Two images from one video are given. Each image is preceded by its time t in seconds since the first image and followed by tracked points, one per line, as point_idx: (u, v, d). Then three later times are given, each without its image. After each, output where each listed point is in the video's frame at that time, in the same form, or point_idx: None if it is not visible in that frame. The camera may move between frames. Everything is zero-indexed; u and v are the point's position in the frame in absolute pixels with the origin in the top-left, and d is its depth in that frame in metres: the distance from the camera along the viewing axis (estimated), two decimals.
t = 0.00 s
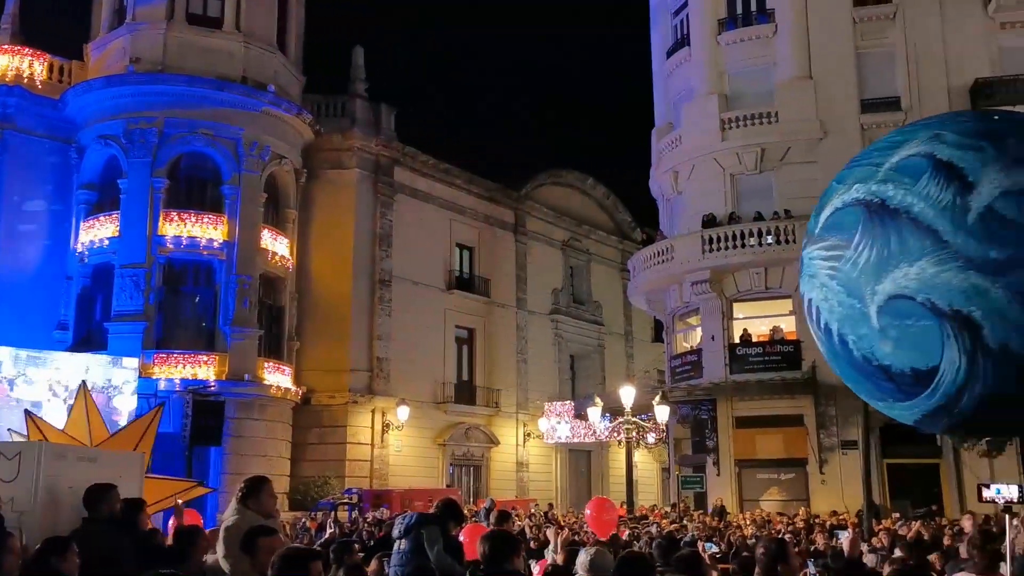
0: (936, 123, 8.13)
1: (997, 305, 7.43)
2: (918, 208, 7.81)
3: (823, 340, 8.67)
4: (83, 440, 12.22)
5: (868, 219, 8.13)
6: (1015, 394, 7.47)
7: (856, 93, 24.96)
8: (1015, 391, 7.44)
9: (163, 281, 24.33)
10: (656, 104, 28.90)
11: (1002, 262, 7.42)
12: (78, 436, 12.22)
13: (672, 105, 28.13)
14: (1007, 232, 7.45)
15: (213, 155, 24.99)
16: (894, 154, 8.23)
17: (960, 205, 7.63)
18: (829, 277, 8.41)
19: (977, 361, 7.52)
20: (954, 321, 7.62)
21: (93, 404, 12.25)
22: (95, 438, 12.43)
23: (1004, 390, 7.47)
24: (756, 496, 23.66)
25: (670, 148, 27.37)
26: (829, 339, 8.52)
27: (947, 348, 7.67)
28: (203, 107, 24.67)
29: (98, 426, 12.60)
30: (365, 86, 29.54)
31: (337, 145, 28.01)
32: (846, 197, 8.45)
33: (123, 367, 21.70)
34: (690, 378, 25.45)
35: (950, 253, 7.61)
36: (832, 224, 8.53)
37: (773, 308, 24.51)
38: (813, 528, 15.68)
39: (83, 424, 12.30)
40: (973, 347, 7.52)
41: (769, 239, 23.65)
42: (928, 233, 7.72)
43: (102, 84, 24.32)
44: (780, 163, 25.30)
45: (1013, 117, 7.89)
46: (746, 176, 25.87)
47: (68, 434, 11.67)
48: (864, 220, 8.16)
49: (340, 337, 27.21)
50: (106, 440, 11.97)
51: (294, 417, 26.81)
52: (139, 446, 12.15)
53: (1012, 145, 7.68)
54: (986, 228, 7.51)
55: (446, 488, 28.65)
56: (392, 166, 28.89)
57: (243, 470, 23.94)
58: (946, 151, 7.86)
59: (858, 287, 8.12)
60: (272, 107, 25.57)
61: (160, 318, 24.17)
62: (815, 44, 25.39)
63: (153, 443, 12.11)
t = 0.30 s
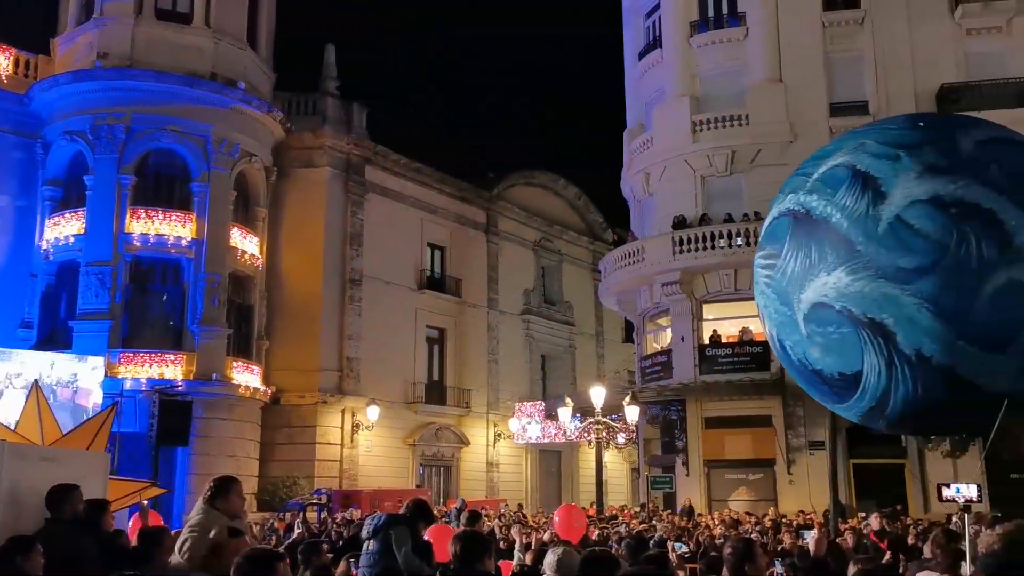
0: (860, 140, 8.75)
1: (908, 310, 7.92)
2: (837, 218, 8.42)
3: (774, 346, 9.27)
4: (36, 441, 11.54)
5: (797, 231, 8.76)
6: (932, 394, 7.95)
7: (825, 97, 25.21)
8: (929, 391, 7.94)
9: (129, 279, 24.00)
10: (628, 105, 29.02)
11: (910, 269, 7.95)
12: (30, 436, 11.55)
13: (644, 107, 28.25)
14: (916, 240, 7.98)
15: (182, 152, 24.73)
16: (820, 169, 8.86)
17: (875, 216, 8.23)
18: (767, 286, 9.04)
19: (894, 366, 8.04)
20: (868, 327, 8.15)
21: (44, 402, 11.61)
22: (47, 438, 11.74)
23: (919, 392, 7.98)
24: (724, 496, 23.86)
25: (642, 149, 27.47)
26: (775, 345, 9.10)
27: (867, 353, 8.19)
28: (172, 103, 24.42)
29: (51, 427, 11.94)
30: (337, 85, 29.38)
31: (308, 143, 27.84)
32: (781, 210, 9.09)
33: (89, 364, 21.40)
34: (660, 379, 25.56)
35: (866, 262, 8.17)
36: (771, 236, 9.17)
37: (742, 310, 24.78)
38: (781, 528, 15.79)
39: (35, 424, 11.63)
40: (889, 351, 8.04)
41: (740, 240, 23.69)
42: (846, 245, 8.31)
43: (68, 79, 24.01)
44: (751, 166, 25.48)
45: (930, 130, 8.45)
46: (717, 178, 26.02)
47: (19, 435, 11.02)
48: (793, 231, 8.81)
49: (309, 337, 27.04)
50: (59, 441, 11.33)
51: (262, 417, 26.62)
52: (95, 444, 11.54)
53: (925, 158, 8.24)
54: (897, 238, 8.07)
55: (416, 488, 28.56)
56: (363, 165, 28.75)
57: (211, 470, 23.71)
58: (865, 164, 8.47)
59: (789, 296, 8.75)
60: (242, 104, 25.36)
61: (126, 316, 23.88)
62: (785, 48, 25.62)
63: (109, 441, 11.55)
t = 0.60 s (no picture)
0: (793, 147, 7.56)
1: (829, 326, 6.75)
2: (763, 233, 7.25)
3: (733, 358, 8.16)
4: None
5: (730, 244, 7.62)
6: (871, 405, 6.75)
7: (794, 100, 25.44)
8: (861, 406, 6.76)
9: (95, 278, 23.71)
10: (599, 107, 29.10)
11: (832, 282, 6.76)
12: None
13: (616, 108, 28.34)
14: (834, 250, 6.81)
15: (149, 149, 24.46)
16: (752, 180, 7.71)
17: (794, 228, 7.04)
18: (713, 299, 7.94)
19: (823, 380, 6.87)
20: (795, 344, 6.99)
21: None
22: None
23: (852, 402, 6.79)
24: (694, 496, 24.03)
25: (613, 150, 27.55)
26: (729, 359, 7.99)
27: (797, 367, 7.02)
28: (138, 100, 24.12)
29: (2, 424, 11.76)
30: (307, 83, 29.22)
31: (278, 142, 27.65)
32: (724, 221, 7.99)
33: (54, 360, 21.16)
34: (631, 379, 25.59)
35: (785, 274, 7.00)
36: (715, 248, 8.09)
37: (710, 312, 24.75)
38: (749, 527, 15.92)
39: None
40: (815, 368, 6.90)
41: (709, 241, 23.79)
42: (769, 257, 7.14)
43: (33, 75, 23.73)
44: (721, 167, 25.65)
45: (864, 132, 7.20)
46: (687, 179, 26.16)
47: None
48: (726, 244, 7.71)
49: (279, 337, 26.86)
50: (14, 439, 11.19)
51: (231, 417, 26.41)
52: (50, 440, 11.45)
53: (849, 161, 7.07)
54: (814, 246, 6.90)
55: (386, 488, 28.44)
56: (334, 164, 28.59)
57: (178, 470, 23.48)
58: (792, 174, 7.30)
59: (727, 307, 7.63)
60: (210, 101, 25.10)
61: (91, 315, 23.61)
62: (755, 51, 25.83)
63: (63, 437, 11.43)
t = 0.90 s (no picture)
0: (734, 157, 7.45)
1: (760, 341, 6.76)
2: (700, 247, 7.23)
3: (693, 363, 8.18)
4: None
5: (675, 257, 7.60)
6: (811, 413, 6.77)
7: (766, 100, 25.63)
8: (802, 413, 6.80)
9: (61, 270, 23.41)
10: (572, 104, 29.15)
11: (761, 296, 6.75)
12: None
13: (590, 106, 28.39)
14: (763, 266, 6.77)
15: (117, 140, 24.17)
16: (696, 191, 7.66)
17: (728, 243, 7.01)
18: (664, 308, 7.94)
19: (762, 390, 6.90)
20: (733, 357, 7.01)
21: None
22: None
23: (793, 410, 6.82)
24: (663, 493, 24.21)
25: (586, 148, 27.58)
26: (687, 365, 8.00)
27: (737, 378, 7.06)
28: (106, 91, 23.81)
29: None
30: (279, 76, 29.02)
31: (249, 135, 27.41)
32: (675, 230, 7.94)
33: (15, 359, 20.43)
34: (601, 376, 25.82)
35: (719, 289, 6.99)
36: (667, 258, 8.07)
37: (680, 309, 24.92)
38: (716, 524, 16.02)
39: None
40: (753, 379, 6.93)
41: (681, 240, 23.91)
42: (705, 271, 7.13)
43: None
44: (693, 166, 25.78)
45: (796, 143, 7.05)
46: (659, 178, 26.26)
47: None
48: (672, 256, 7.69)
49: (248, 332, 26.68)
50: None
51: (199, 412, 26.21)
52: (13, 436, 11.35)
53: (780, 172, 6.97)
54: (744, 260, 6.86)
55: (355, 484, 28.36)
56: (306, 158, 28.41)
57: (145, 466, 23.23)
58: (728, 187, 7.22)
59: (673, 319, 7.67)
60: (180, 93, 24.82)
61: (57, 307, 23.32)
62: (727, 51, 26.00)
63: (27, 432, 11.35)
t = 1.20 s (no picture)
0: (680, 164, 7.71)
1: (693, 348, 7.02)
2: (643, 256, 7.53)
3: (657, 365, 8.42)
4: None
5: (625, 265, 7.91)
6: (749, 416, 6.99)
7: (738, 94, 25.74)
8: (744, 416, 7.00)
9: (24, 255, 23.08)
10: (545, 95, 29.12)
11: (694, 303, 7.00)
12: None
13: (562, 97, 28.39)
14: (696, 273, 7.01)
15: (82, 124, 23.82)
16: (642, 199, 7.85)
17: (665, 253, 7.29)
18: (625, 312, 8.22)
19: (703, 393, 7.14)
20: (674, 361, 7.26)
21: None
22: None
23: (734, 412, 7.04)
24: (631, 483, 24.34)
25: (559, 139, 27.59)
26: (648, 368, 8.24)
27: (680, 383, 7.31)
28: (72, 74, 23.42)
29: None
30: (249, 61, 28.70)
31: (218, 121, 27.10)
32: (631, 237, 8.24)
33: None
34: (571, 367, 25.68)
35: (659, 296, 7.27)
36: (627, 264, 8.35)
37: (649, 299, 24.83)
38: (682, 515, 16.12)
39: None
40: (693, 385, 7.19)
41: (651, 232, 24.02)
42: (647, 280, 7.42)
43: None
44: (664, 159, 25.86)
45: (732, 149, 7.27)
46: (630, 169, 26.33)
47: None
48: (623, 264, 8.00)
49: (216, 320, 26.43)
50: None
51: (165, 400, 25.94)
52: None
53: (715, 183, 7.20)
54: (681, 267, 7.12)
55: (323, 474, 28.23)
56: (275, 145, 28.15)
57: (109, 454, 22.96)
58: (668, 193, 7.50)
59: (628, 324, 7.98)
60: (147, 77, 24.45)
61: (20, 293, 22.97)
62: (700, 45, 26.08)
63: None
